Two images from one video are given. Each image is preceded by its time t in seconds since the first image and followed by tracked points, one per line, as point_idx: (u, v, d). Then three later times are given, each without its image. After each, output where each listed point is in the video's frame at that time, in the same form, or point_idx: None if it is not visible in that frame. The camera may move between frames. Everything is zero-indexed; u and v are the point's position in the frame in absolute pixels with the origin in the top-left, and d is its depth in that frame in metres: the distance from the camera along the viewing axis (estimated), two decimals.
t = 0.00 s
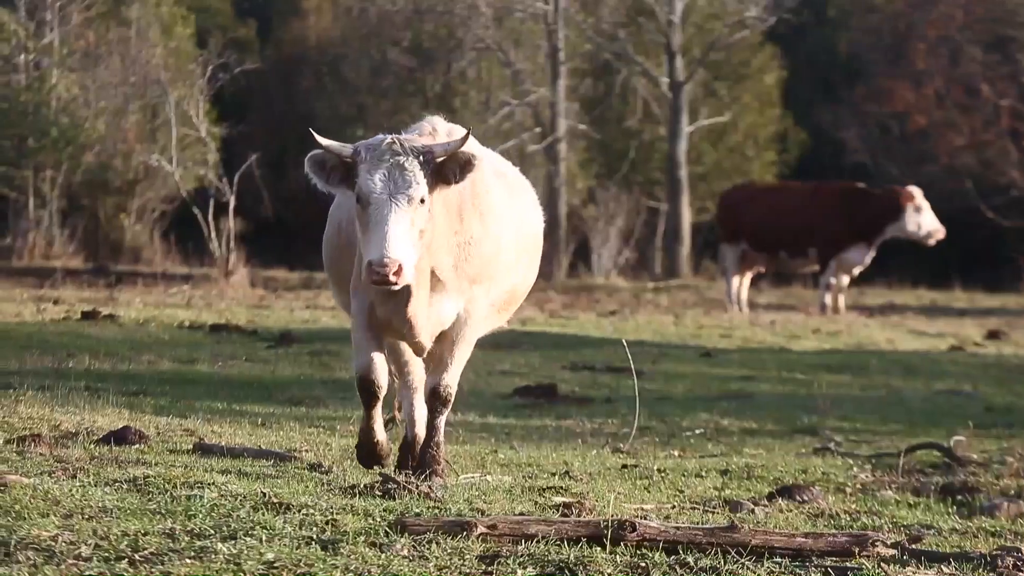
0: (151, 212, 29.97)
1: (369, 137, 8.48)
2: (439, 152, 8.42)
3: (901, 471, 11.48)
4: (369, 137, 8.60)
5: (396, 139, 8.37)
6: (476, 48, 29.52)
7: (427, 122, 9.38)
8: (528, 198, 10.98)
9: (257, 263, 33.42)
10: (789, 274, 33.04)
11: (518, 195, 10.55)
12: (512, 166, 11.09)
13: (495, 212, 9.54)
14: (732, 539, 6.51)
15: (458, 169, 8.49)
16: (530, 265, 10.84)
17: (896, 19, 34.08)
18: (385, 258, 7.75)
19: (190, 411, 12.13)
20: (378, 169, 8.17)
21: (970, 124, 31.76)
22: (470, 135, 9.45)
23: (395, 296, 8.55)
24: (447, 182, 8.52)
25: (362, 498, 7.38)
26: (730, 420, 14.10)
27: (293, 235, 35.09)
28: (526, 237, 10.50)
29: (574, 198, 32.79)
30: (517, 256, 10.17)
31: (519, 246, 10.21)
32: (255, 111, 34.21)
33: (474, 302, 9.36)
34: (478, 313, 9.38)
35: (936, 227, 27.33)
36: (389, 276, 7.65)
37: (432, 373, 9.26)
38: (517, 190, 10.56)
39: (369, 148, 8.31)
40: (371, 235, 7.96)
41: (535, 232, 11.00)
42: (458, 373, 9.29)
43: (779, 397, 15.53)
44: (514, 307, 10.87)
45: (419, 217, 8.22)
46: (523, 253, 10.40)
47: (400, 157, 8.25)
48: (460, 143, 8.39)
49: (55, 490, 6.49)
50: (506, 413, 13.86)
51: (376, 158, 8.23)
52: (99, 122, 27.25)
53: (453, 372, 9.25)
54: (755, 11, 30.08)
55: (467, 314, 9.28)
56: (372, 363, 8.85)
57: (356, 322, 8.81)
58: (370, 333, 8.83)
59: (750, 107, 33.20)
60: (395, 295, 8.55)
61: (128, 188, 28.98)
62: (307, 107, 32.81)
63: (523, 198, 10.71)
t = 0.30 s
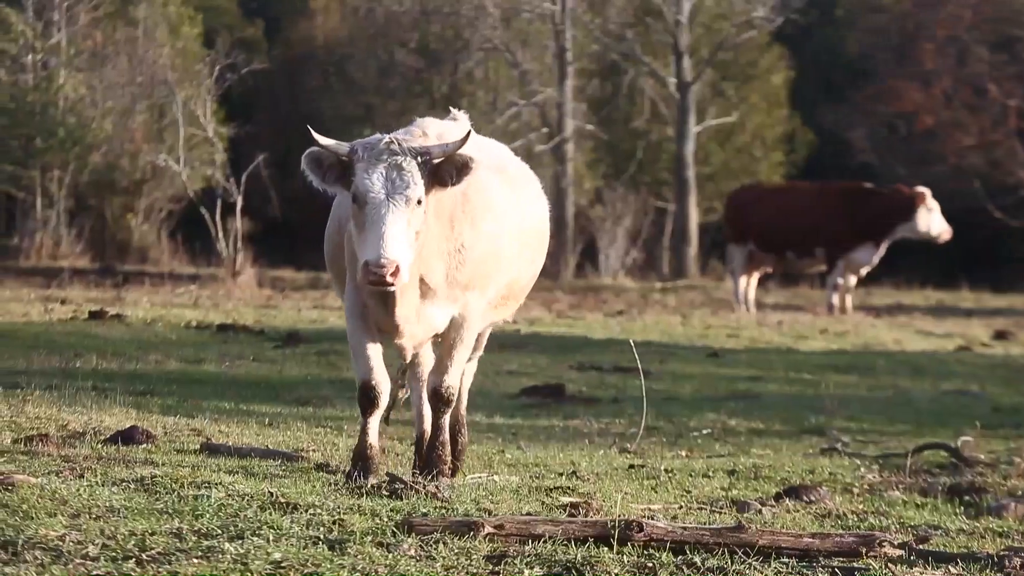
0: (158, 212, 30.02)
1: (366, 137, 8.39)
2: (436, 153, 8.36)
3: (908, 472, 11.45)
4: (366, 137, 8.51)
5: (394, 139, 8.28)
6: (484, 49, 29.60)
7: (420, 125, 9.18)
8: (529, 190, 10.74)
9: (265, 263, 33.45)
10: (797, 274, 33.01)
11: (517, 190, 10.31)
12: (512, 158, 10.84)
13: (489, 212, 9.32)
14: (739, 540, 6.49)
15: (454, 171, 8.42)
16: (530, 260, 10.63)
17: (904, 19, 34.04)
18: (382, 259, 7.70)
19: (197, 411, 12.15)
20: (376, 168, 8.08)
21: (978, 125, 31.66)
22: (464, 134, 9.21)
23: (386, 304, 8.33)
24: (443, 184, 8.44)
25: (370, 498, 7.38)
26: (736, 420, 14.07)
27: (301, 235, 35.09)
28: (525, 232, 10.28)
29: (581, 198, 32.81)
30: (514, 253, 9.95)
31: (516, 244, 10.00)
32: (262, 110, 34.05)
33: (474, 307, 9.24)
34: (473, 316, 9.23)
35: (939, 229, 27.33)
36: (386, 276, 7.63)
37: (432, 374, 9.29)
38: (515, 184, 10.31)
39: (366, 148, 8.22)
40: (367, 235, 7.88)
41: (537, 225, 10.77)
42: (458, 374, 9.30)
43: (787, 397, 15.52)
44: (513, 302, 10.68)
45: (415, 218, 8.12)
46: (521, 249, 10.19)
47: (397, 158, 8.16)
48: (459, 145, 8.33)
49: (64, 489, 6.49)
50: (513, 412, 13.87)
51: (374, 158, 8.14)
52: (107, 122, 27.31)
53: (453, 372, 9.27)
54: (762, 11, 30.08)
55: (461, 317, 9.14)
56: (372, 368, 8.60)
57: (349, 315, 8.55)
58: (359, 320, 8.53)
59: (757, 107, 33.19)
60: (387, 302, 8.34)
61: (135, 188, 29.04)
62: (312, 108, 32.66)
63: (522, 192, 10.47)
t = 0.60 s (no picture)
0: (169, 209, 30.07)
1: (351, 131, 8.29)
2: (420, 149, 8.22)
3: (918, 472, 11.42)
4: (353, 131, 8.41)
5: (378, 133, 8.17)
6: (495, 47, 29.87)
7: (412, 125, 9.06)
8: (528, 188, 10.58)
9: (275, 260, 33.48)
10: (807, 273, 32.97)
11: (516, 190, 10.15)
12: (511, 154, 10.66)
13: (485, 215, 9.17)
14: (749, 539, 6.47)
15: (438, 168, 8.28)
16: (528, 259, 10.48)
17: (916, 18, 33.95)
18: (360, 250, 7.55)
19: (207, 408, 12.16)
20: (358, 162, 7.98)
21: (990, 124, 32.06)
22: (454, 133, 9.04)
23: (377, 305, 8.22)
24: (426, 181, 8.31)
25: (379, 497, 7.38)
26: (746, 419, 14.05)
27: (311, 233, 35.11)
28: (522, 233, 10.12)
29: (591, 196, 32.80)
30: (511, 253, 9.80)
31: (513, 245, 9.85)
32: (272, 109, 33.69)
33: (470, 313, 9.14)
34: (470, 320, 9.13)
35: (951, 231, 27.46)
36: (364, 268, 7.47)
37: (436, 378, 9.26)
38: (512, 183, 10.13)
39: (350, 141, 8.12)
40: (347, 227, 7.76)
41: (536, 223, 10.62)
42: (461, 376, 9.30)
43: (796, 397, 15.50)
44: (512, 301, 10.55)
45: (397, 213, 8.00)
46: (518, 250, 10.04)
47: (380, 152, 8.05)
48: (443, 139, 8.19)
49: (73, 486, 6.50)
50: (523, 410, 13.89)
51: (357, 151, 8.04)
52: (118, 120, 27.36)
53: (457, 376, 9.26)
54: (773, 10, 30.03)
55: (458, 321, 9.05)
56: (374, 369, 8.58)
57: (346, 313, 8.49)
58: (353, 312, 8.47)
59: (768, 107, 33.14)
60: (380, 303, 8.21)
61: (145, 185, 29.14)
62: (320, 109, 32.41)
63: (521, 191, 10.31)
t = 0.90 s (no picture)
0: (180, 206, 30.12)
1: (344, 106, 8.20)
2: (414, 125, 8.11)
3: (930, 471, 11.37)
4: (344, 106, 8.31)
5: (371, 109, 8.07)
6: (507, 44, 29.74)
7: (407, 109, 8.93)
8: (534, 187, 10.32)
9: (286, 257, 33.51)
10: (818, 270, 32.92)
11: (520, 188, 9.87)
12: (521, 154, 10.43)
13: (477, 206, 8.85)
14: (759, 537, 6.43)
15: (430, 145, 8.17)
16: (530, 258, 10.19)
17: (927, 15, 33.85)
18: (355, 227, 7.45)
19: (219, 405, 12.19)
20: (351, 137, 7.89)
21: (1002, 122, 32.02)
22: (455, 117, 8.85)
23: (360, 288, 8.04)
24: (419, 158, 8.20)
25: (390, 494, 7.38)
26: (757, 417, 14.01)
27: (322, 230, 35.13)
28: (523, 231, 9.82)
29: (602, 194, 32.80)
30: (506, 250, 9.40)
31: (512, 242, 9.54)
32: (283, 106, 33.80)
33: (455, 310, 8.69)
34: (457, 319, 8.70)
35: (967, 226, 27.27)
36: (359, 246, 7.36)
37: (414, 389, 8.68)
38: (514, 181, 9.79)
39: (343, 117, 8.03)
40: (342, 205, 7.66)
41: (539, 223, 10.26)
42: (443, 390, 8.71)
43: (807, 394, 15.47)
44: (512, 302, 10.24)
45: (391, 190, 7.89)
46: (518, 248, 9.74)
47: (374, 127, 7.95)
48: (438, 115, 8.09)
49: (84, 483, 6.50)
50: (535, 407, 13.89)
51: (350, 127, 7.95)
52: (130, 117, 27.39)
53: (439, 383, 8.67)
54: (785, 8, 29.95)
55: (440, 317, 8.62)
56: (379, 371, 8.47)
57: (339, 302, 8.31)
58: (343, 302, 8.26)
59: (779, 104, 33.06)
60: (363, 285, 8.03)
61: (157, 183, 29.28)
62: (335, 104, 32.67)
63: (527, 190, 10.04)
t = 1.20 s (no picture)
0: (196, 204, 30.15)
1: (352, 110, 8.21)
2: (424, 127, 8.10)
3: (944, 471, 11.31)
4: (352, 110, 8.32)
5: (380, 112, 8.08)
6: (522, 42, 29.77)
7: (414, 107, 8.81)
8: (540, 171, 10.13)
9: (300, 256, 33.53)
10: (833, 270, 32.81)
11: (523, 172, 9.68)
12: (526, 139, 10.27)
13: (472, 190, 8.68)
14: (773, 537, 6.40)
15: (439, 147, 8.13)
16: (536, 245, 10.01)
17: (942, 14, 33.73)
18: (370, 234, 7.50)
19: (234, 403, 12.18)
20: (362, 141, 7.91)
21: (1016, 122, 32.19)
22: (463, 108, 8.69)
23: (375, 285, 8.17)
24: (429, 160, 8.17)
25: (404, 493, 7.36)
26: (771, 416, 13.96)
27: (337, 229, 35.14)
28: (526, 215, 9.62)
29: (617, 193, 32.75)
30: (504, 234, 9.20)
31: (513, 225, 9.35)
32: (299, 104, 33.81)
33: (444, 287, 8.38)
34: (449, 294, 8.39)
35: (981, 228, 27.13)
36: (376, 253, 7.41)
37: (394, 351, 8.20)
38: (517, 167, 9.62)
39: (351, 121, 8.04)
40: (355, 212, 7.70)
41: (544, 210, 10.11)
42: (423, 357, 8.18)
43: (821, 395, 15.38)
44: (521, 291, 10.08)
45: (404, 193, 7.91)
46: (520, 233, 9.55)
47: (383, 130, 7.97)
48: (447, 117, 8.04)
49: (99, 481, 6.49)
50: (549, 407, 13.85)
51: (359, 131, 7.97)
52: (145, 114, 27.44)
53: (417, 351, 8.17)
54: (800, 7, 29.87)
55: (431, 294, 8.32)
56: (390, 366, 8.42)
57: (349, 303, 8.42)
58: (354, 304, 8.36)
59: (795, 104, 32.97)
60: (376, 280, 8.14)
61: (172, 181, 29.29)
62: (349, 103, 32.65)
63: (531, 174, 9.85)
